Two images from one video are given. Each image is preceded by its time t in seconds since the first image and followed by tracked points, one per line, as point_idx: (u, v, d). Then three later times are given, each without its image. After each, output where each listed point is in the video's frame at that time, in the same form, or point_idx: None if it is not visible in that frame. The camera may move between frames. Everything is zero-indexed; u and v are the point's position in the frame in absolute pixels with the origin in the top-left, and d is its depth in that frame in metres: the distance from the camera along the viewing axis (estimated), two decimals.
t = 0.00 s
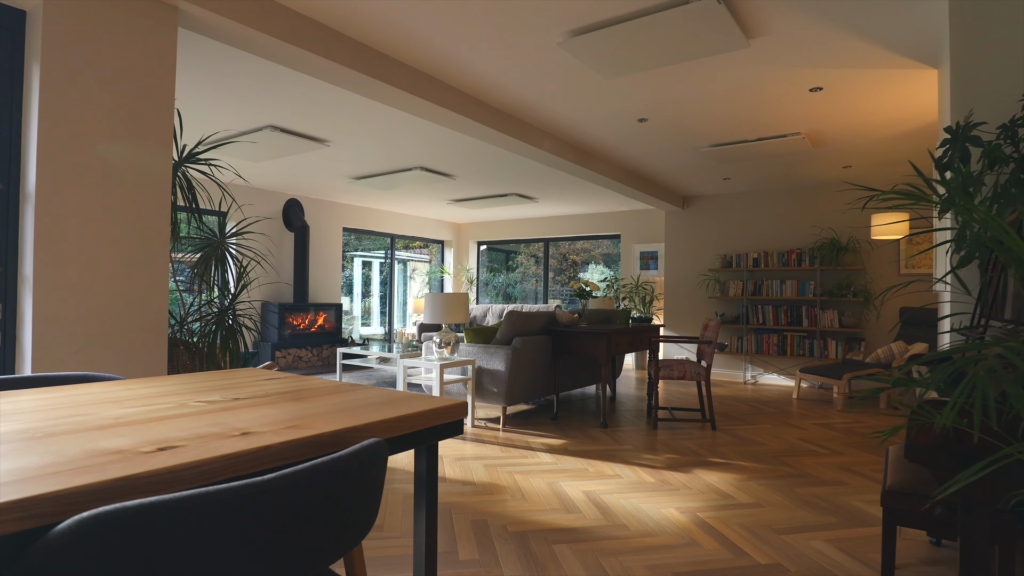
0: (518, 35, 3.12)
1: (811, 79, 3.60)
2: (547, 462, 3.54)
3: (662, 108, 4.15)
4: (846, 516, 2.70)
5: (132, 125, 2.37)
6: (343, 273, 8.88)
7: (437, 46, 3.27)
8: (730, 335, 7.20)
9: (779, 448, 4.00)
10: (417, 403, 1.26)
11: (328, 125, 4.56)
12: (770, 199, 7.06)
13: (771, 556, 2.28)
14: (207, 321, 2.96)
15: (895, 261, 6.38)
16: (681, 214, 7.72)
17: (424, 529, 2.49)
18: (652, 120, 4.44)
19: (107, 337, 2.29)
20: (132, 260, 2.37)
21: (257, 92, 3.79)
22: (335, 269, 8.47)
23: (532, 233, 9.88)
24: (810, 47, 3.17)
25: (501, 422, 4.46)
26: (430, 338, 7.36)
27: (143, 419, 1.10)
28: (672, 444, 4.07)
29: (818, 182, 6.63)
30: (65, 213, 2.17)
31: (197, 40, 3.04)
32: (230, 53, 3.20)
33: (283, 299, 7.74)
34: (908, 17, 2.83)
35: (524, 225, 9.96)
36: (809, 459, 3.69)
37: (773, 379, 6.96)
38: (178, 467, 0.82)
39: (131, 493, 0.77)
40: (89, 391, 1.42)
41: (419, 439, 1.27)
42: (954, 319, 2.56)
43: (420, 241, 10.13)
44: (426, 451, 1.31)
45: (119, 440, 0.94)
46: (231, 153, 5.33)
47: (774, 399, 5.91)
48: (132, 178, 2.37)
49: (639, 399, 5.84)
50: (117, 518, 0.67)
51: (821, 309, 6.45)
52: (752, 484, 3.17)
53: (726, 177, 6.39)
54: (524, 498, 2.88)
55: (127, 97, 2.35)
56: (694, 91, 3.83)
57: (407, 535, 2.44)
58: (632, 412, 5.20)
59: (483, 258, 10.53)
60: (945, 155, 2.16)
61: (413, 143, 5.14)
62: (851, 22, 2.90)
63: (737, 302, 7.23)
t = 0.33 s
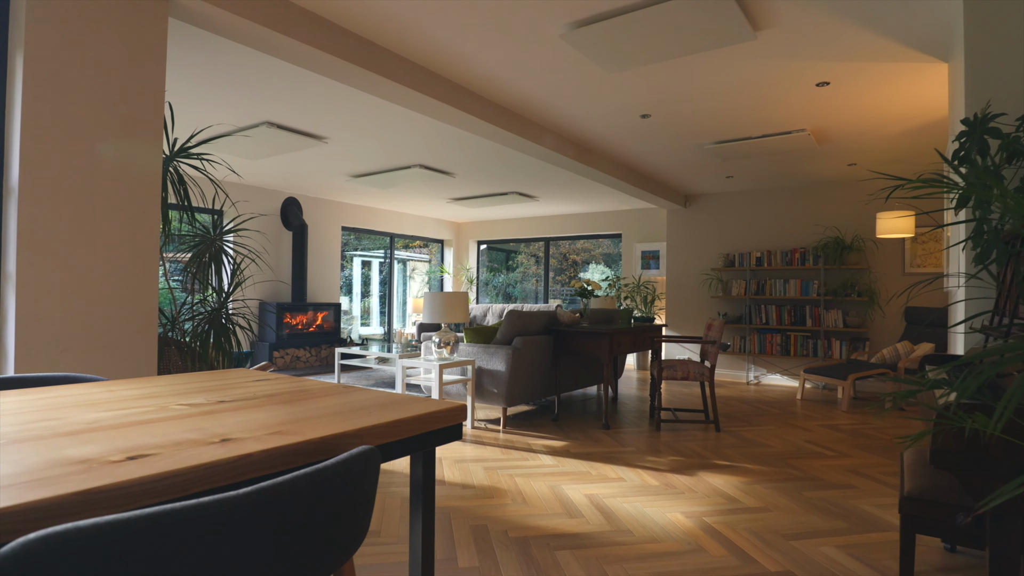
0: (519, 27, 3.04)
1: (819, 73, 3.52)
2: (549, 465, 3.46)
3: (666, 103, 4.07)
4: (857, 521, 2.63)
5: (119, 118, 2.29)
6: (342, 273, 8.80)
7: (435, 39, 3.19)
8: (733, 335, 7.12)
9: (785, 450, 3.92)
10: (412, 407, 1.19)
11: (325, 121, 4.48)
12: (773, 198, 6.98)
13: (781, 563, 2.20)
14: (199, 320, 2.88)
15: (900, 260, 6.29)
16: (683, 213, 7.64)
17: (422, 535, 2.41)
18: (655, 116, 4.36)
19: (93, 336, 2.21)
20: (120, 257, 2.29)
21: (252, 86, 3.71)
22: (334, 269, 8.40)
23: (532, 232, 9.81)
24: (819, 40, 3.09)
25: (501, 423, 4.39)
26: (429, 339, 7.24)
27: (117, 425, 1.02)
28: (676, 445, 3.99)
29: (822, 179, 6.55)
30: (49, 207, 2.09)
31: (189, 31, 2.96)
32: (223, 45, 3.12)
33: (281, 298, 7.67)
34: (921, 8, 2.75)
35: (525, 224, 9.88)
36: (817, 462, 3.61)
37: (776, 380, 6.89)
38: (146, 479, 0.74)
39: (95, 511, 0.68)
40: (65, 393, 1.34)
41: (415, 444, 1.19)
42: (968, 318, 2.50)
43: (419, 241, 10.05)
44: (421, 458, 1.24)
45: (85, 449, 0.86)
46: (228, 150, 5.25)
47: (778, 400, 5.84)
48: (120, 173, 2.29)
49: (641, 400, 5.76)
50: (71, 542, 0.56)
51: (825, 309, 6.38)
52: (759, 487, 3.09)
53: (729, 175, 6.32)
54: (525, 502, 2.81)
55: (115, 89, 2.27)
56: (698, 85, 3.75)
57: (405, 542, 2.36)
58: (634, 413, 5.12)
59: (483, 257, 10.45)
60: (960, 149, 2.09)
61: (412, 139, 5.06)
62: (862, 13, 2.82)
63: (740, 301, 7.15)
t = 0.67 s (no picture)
0: (518, 20, 2.97)
1: (825, 68, 3.45)
2: (550, 467, 3.39)
3: (668, 99, 4.01)
4: (866, 526, 2.56)
5: (108, 111, 2.22)
6: (341, 272, 8.75)
7: (433, 32, 3.12)
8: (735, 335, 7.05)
9: (790, 452, 3.85)
10: (406, 412, 1.12)
11: (322, 117, 4.41)
12: (776, 196, 6.91)
13: (789, 570, 2.13)
14: (192, 319, 2.81)
15: (905, 258, 6.22)
16: (685, 212, 7.58)
17: (420, 541, 2.35)
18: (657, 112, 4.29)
19: (79, 336, 2.14)
20: (108, 254, 2.22)
21: (247, 80, 3.64)
22: (333, 268, 8.33)
23: (532, 232, 9.74)
24: (826, 33, 3.03)
25: (501, 425, 4.32)
26: (428, 339, 7.17)
27: (90, 431, 0.95)
28: (679, 447, 3.92)
29: (826, 177, 6.49)
30: (33, 203, 2.02)
31: (182, 24, 2.89)
32: (216, 37, 3.05)
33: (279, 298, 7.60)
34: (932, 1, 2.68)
35: (525, 223, 9.82)
36: (823, 464, 3.55)
37: (779, 380, 6.82)
38: (109, 493, 0.67)
39: (44, 532, 0.61)
40: (42, 396, 1.27)
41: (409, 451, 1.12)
42: (983, 316, 2.43)
43: (419, 240, 9.99)
44: (416, 464, 1.17)
45: (50, 459, 0.79)
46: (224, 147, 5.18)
47: (781, 401, 5.77)
48: (108, 169, 2.22)
49: (642, 400, 5.70)
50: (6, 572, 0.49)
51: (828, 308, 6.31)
52: (764, 490, 3.03)
53: (731, 174, 6.25)
54: (525, 506, 2.74)
55: (102, 81, 2.20)
56: (702, 80, 3.68)
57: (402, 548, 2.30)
58: (636, 414, 5.05)
59: (483, 257, 10.39)
60: (977, 142, 2.02)
61: (410, 137, 4.99)
62: (871, 5, 2.75)
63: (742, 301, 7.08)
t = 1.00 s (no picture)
0: (518, 12, 2.90)
1: (832, 63, 3.39)
2: (551, 470, 3.32)
3: (671, 95, 3.95)
4: (876, 531, 2.49)
5: (96, 105, 2.15)
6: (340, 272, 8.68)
7: (431, 25, 3.05)
8: (738, 336, 6.99)
9: (795, 454, 3.79)
10: (399, 417, 1.05)
11: (319, 114, 4.34)
12: (779, 195, 6.85)
13: None
14: (184, 319, 2.74)
15: (909, 258, 6.15)
16: (686, 211, 7.51)
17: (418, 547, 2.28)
18: (660, 108, 4.22)
19: (66, 335, 2.08)
20: (96, 251, 2.16)
21: (242, 74, 3.57)
22: (331, 268, 8.25)
23: (533, 231, 9.68)
24: (833, 27, 2.96)
25: (501, 426, 4.25)
26: (427, 339, 7.10)
27: (59, 438, 0.88)
28: (682, 449, 3.86)
29: (829, 176, 6.43)
30: (18, 198, 1.95)
31: (174, 16, 2.83)
32: (210, 30, 2.98)
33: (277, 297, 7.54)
34: None
35: (525, 223, 9.75)
36: (829, 466, 3.48)
37: (782, 381, 6.76)
38: (65, 511, 0.60)
39: None
40: (17, 399, 1.20)
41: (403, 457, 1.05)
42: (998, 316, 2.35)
43: (418, 240, 9.92)
44: (411, 471, 1.10)
45: (7, 470, 0.72)
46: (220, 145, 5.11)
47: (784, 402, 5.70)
48: (96, 164, 2.16)
49: (644, 401, 5.63)
50: None
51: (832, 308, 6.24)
52: (770, 494, 2.96)
53: (734, 172, 6.19)
54: (526, 510, 2.67)
55: (91, 74, 2.14)
56: (705, 75, 3.61)
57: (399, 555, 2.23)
58: (637, 415, 4.99)
59: (483, 257, 10.33)
60: (994, 136, 1.95)
61: (409, 134, 4.92)
62: None
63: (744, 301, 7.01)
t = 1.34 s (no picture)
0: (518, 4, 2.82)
1: (839, 57, 3.31)
2: (552, 473, 3.25)
3: (673, 90, 3.87)
4: (886, 537, 2.42)
5: (82, 98, 2.08)
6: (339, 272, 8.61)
7: (429, 17, 2.98)
8: (740, 336, 6.91)
9: (800, 456, 3.72)
10: (389, 424, 0.97)
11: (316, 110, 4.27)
12: (781, 194, 6.78)
13: None
14: (175, 318, 2.67)
15: (914, 257, 6.08)
16: (688, 210, 7.44)
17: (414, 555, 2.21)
18: (662, 104, 4.15)
19: (49, 335, 2.00)
20: (81, 248, 2.08)
21: (236, 69, 3.49)
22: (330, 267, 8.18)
23: (533, 231, 9.61)
24: (842, 19, 2.89)
25: (501, 428, 4.18)
26: (426, 339, 7.03)
27: (17, 449, 0.80)
28: (686, 452, 3.79)
29: (832, 174, 6.36)
30: None
31: (166, 8, 2.76)
32: (202, 22, 2.91)
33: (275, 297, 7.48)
34: None
35: (525, 222, 9.69)
36: (836, 469, 3.41)
37: (785, 381, 6.69)
38: None
39: None
40: None
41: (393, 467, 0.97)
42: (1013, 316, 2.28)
43: (418, 239, 9.85)
44: (403, 481, 1.02)
45: None
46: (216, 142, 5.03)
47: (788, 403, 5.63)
48: (82, 159, 2.08)
49: (645, 402, 5.56)
50: None
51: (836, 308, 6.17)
52: (776, 498, 2.89)
53: (736, 170, 6.12)
54: (526, 516, 2.60)
55: (77, 66, 2.07)
56: (709, 70, 3.54)
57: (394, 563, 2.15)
58: (639, 416, 4.92)
59: (483, 256, 10.26)
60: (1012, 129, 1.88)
61: (407, 131, 4.85)
62: None
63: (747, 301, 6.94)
